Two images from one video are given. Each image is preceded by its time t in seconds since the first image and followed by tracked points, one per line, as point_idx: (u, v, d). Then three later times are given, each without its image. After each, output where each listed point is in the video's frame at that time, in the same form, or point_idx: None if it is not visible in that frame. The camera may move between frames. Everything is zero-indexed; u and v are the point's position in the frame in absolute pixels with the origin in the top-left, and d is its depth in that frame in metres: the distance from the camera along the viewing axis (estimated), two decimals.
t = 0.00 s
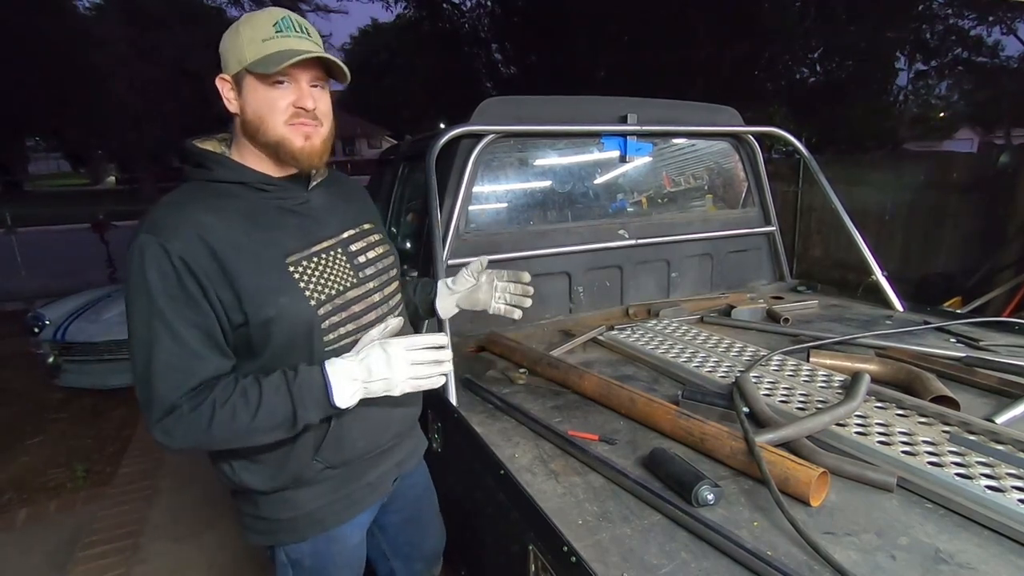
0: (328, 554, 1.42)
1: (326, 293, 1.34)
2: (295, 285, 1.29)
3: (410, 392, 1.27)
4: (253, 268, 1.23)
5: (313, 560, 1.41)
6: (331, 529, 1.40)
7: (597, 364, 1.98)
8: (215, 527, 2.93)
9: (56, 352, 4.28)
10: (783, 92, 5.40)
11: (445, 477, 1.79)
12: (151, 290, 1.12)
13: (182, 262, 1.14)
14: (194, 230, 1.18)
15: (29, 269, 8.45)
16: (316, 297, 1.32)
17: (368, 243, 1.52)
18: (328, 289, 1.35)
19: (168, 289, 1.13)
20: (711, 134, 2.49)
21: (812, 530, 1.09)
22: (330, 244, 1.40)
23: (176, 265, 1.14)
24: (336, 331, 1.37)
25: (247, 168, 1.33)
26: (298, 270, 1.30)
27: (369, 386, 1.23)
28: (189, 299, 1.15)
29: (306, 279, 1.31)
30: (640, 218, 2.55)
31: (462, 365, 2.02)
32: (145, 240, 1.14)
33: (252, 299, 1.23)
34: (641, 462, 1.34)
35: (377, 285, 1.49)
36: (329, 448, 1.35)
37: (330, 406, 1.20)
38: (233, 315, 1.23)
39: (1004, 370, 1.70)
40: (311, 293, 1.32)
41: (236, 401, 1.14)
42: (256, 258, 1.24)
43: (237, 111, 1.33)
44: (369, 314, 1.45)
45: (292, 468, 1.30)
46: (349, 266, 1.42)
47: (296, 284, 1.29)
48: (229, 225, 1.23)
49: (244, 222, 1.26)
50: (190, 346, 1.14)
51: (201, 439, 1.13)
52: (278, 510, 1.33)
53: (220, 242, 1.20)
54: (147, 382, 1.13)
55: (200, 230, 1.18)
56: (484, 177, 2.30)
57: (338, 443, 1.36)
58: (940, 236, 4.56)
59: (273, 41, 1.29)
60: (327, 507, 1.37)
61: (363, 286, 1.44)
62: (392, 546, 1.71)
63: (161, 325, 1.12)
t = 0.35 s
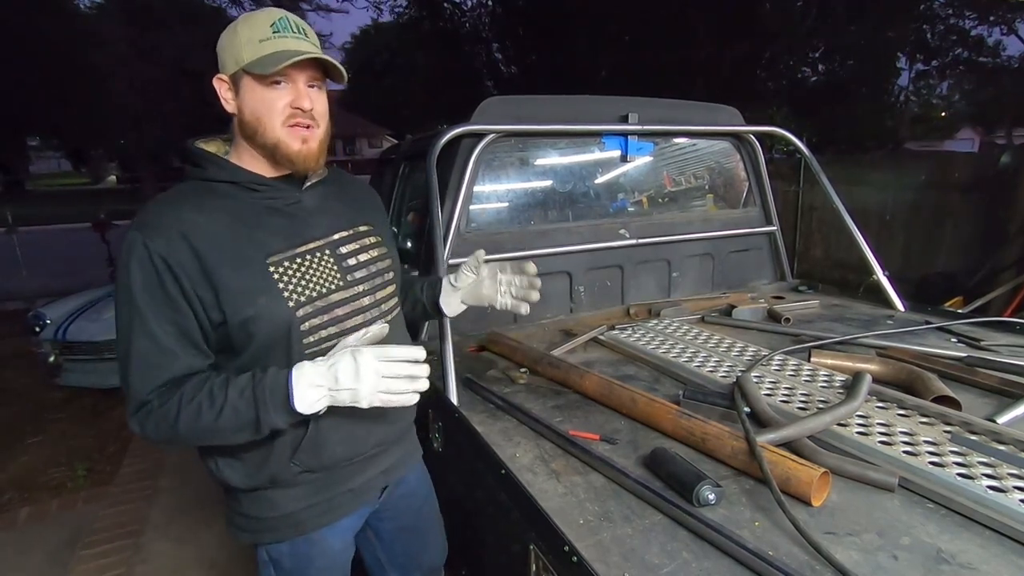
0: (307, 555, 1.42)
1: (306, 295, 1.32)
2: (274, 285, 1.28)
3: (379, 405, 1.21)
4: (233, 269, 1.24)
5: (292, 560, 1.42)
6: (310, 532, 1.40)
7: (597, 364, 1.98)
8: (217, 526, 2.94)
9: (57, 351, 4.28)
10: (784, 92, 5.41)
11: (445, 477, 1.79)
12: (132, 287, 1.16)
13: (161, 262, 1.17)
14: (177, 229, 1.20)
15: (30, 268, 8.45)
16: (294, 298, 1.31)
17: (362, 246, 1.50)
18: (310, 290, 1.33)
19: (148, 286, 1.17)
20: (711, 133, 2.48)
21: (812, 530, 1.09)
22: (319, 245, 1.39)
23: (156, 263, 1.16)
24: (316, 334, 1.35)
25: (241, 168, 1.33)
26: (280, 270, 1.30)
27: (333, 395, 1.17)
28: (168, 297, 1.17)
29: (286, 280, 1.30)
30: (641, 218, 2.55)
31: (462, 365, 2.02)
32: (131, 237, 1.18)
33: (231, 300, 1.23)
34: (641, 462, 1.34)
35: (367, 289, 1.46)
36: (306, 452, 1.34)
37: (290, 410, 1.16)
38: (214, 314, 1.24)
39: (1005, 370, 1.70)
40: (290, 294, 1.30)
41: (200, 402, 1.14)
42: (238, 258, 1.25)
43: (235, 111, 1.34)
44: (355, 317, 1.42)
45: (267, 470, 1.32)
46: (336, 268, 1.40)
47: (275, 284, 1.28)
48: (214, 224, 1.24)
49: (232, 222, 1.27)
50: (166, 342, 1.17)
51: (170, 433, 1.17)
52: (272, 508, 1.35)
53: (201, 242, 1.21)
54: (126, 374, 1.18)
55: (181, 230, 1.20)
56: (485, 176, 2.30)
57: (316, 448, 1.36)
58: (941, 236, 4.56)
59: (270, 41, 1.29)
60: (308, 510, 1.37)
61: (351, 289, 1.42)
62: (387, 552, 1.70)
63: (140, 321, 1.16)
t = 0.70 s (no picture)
0: (297, 557, 1.41)
1: (295, 297, 1.32)
2: (263, 286, 1.28)
3: (357, 405, 1.17)
4: (222, 269, 1.24)
5: (283, 560, 1.42)
6: (299, 534, 1.40)
7: (598, 364, 1.97)
8: (218, 525, 2.94)
9: (57, 350, 4.29)
10: (785, 91, 5.42)
11: (445, 476, 1.79)
12: (123, 284, 1.18)
13: (152, 260, 1.18)
14: (168, 227, 1.21)
15: (31, 268, 8.45)
16: (283, 299, 1.30)
17: (359, 248, 1.48)
18: (299, 292, 1.33)
19: (139, 283, 1.18)
20: (711, 132, 2.47)
21: (812, 529, 1.09)
22: (313, 246, 1.37)
23: (146, 261, 1.18)
24: (305, 336, 1.33)
25: (239, 168, 1.33)
26: (269, 271, 1.29)
27: (310, 394, 1.15)
28: (158, 295, 1.19)
29: (275, 281, 1.29)
30: (641, 217, 2.55)
31: (462, 365, 2.02)
32: (124, 235, 1.20)
33: (220, 300, 1.24)
34: (642, 462, 1.34)
35: (362, 292, 1.45)
36: (292, 455, 1.34)
37: (268, 410, 1.15)
38: (203, 313, 1.25)
39: (1007, 371, 1.70)
40: (279, 295, 1.30)
41: (182, 401, 1.15)
42: (228, 258, 1.25)
43: (231, 110, 1.35)
44: (347, 320, 1.40)
45: (255, 472, 1.32)
46: (330, 271, 1.39)
47: (264, 285, 1.28)
48: (206, 224, 1.25)
49: (224, 222, 1.27)
50: (154, 339, 1.19)
51: (156, 429, 1.18)
52: (268, 508, 1.35)
53: (191, 240, 1.22)
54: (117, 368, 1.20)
55: (173, 228, 1.21)
56: (486, 176, 2.30)
57: (302, 451, 1.35)
58: (941, 236, 4.56)
59: (261, 37, 1.29)
60: (298, 512, 1.38)
61: (344, 291, 1.40)
62: (384, 552, 1.70)
63: (130, 318, 1.18)
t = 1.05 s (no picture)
0: (305, 556, 1.42)
1: (305, 294, 1.32)
2: (273, 284, 1.28)
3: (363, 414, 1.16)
4: (229, 268, 1.23)
5: (292, 561, 1.42)
6: (309, 534, 1.40)
7: (598, 364, 1.97)
8: (219, 524, 2.95)
9: (57, 350, 4.29)
10: (785, 92, 5.43)
11: (446, 475, 1.79)
12: (129, 283, 1.17)
13: (160, 259, 1.17)
14: (176, 226, 1.20)
15: (31, 267, 8.45)
16: (293, 297, 1.30)
17: (364, 246, 1.49)
18: (308, 288, 1.33)
19: (145, 283, 1.17)
20: (712, 132, 2.47)
21: (813, 529, 1.09)
22: (321, 244, 1.38)
23: (154, 261, 1.17)
24: (315, 333, 1.34)
25: (243, 166, 1.33)
26: (279, 269, 1.29)
27: (317, 402, 1.14)
28: (165, 294, 1.18)
29: (285, 278, 1.30)
30: (641, 217, 2.55)
31: (462, 364, 2.02)
32: (130, 233, 1.19)
33: (230, 298, 1.23)
34: (642, 462, 1.34)
35: (368, 289, 1.45)
36: (302, 453, 1.34)
37: (272, 417, 1.14)
38: (211, 312, 1.24)
39: (1006, 371, 1.70)
40: (289, 293, 1.30)
41: (190, 404, 1.15)
42: (238, 256, 1.25)
43: (249, 113, 1.32)
44: (355, 317, 1.41)
45: (263, 470, 1.32)
46: (337, 268, 1.39)
47: (274, 282, 1.28)
48: (213, 222, 1.24)
49: (231, 221, 1.27)
50: (161, 339, 1.18)
51: (162, 429, 1.18)
52: (275, 507, 1.35)
53: (200, 239, 1.21)
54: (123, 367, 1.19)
55: (181, 228, 1.20)
56: (486, 176, 2.30)
57: (312, 449, 1.35)
58: (942, 237, 4.55)
59: (292, 47, 1.28)
60: (309, 511, 1.38)
61: (351, 288, 1.41)
62: (388, 548, 1.70)
63: (136, 318, 1.17)
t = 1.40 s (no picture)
0: (325, 549, 1.42)
1: (330, 288, 1.34)
2: (299, 279, 1.29)
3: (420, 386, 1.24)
4: (252, 264, 1.23)
5: (312, 554, 1.42)
6: (330, 525, 1.40)
7: (598, 364, 1.97)
8: (218, 524, 2.94)
9: (57, 349, 4.28)
10: (786, 91, 5.44)
11: (447, 474, 1.79)
12: (159, 283, 1.13)
13: (188, 256, 1.15)
14: (199, 223, 1.19)
15: (30, 267, 8.45)
16: (320, 291, 1.32)
17: (370, 240, 1.51)
18: (331, 283, 1.35)
19: (174, 282, 1.13)
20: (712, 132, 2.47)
21: (813, 529, 1.08)
22: (333, 240, 1.39)
23: (183, 258, 1.15)
24: (339, 327, 1.36)
25: (247, 164, 1.32)
26: (303, 265, 1.30)
27: (381, 385, 1.19)
28: (196, 292, 1.15)
29: (310, 273, 1.31)
30: (642, 217, 2.55)
31: (463, 364, 2.02)
32: (151, 235, 1.16)
33: (257, 295, 1.23)
34: (642, 462, 1.34)
35: (379, 282, 1.48)
36: (329, 444, 1.36)
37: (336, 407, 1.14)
38: (237, 311, 1.23)
39: (1006, 370, 1.70)
40: (315, 287, 1.31)
41: (244, 396, 1.11)
42: (263, 251, 1.25)
43: (250, 112, 1.31)
44: (372, 309, 1.44)
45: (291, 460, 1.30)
46: (351, 262, 1.41)
47: (299, 277, 1.29)
48: (233, 220, 1.24)
49: (248, 218, 1.27)
50: (198, 337, 1.14)
51: (208, 436, 1.11)
52: (281, 506, 1.34)
53: (223, 236, 1.21)
54: (157, 373, 1.13)
55: (205, 225, 1.19)
56: (487, 175, 2.30)
57: (337, 439, 1.37)
58: (943, 237, 4.53)
59: (294, 47, 1.27)
60: (334, 498, 1.38)
61: (365, 282, 1.43)
62: (391, 537, 1.70)
63: (170, 319, 1.12)
